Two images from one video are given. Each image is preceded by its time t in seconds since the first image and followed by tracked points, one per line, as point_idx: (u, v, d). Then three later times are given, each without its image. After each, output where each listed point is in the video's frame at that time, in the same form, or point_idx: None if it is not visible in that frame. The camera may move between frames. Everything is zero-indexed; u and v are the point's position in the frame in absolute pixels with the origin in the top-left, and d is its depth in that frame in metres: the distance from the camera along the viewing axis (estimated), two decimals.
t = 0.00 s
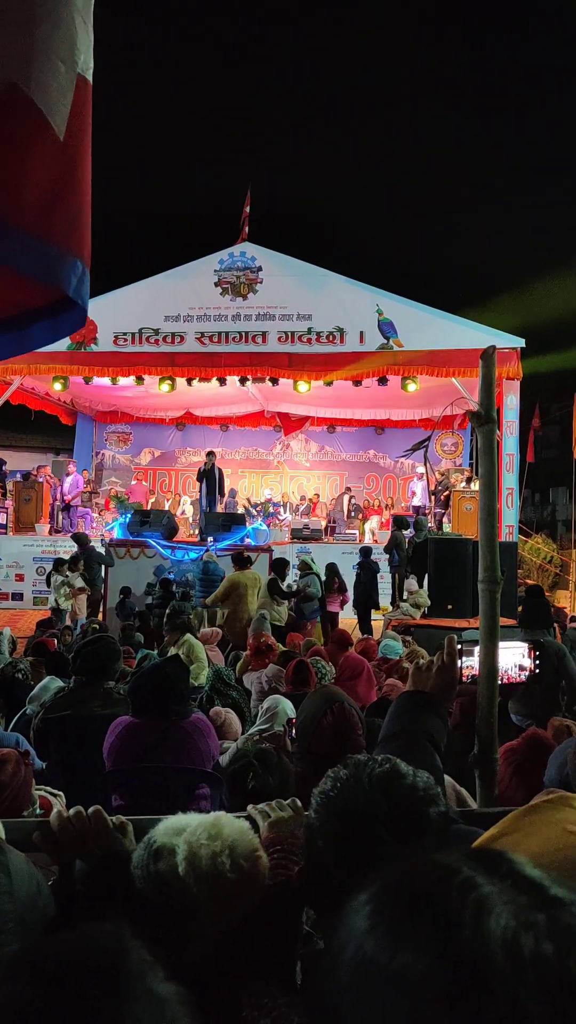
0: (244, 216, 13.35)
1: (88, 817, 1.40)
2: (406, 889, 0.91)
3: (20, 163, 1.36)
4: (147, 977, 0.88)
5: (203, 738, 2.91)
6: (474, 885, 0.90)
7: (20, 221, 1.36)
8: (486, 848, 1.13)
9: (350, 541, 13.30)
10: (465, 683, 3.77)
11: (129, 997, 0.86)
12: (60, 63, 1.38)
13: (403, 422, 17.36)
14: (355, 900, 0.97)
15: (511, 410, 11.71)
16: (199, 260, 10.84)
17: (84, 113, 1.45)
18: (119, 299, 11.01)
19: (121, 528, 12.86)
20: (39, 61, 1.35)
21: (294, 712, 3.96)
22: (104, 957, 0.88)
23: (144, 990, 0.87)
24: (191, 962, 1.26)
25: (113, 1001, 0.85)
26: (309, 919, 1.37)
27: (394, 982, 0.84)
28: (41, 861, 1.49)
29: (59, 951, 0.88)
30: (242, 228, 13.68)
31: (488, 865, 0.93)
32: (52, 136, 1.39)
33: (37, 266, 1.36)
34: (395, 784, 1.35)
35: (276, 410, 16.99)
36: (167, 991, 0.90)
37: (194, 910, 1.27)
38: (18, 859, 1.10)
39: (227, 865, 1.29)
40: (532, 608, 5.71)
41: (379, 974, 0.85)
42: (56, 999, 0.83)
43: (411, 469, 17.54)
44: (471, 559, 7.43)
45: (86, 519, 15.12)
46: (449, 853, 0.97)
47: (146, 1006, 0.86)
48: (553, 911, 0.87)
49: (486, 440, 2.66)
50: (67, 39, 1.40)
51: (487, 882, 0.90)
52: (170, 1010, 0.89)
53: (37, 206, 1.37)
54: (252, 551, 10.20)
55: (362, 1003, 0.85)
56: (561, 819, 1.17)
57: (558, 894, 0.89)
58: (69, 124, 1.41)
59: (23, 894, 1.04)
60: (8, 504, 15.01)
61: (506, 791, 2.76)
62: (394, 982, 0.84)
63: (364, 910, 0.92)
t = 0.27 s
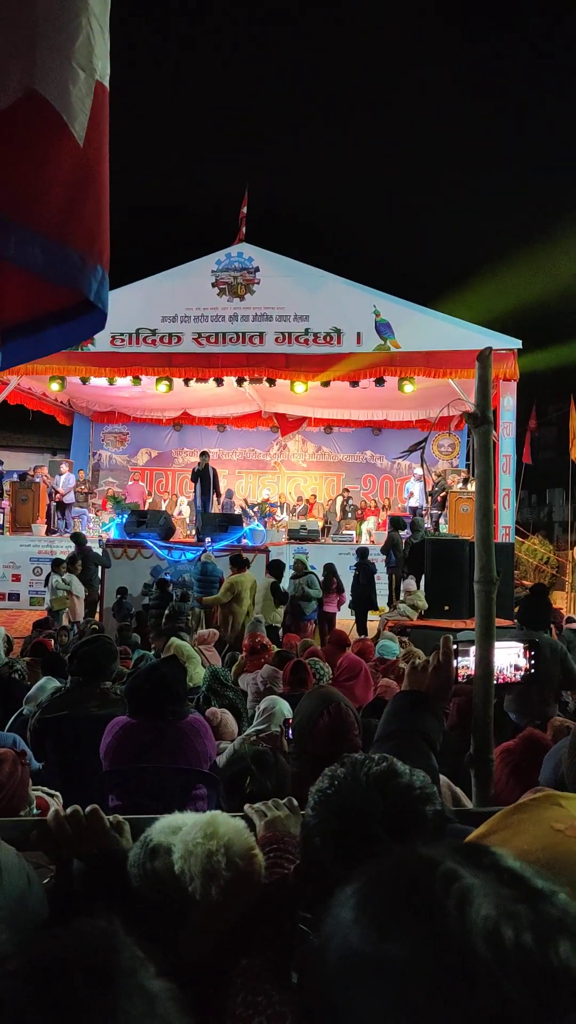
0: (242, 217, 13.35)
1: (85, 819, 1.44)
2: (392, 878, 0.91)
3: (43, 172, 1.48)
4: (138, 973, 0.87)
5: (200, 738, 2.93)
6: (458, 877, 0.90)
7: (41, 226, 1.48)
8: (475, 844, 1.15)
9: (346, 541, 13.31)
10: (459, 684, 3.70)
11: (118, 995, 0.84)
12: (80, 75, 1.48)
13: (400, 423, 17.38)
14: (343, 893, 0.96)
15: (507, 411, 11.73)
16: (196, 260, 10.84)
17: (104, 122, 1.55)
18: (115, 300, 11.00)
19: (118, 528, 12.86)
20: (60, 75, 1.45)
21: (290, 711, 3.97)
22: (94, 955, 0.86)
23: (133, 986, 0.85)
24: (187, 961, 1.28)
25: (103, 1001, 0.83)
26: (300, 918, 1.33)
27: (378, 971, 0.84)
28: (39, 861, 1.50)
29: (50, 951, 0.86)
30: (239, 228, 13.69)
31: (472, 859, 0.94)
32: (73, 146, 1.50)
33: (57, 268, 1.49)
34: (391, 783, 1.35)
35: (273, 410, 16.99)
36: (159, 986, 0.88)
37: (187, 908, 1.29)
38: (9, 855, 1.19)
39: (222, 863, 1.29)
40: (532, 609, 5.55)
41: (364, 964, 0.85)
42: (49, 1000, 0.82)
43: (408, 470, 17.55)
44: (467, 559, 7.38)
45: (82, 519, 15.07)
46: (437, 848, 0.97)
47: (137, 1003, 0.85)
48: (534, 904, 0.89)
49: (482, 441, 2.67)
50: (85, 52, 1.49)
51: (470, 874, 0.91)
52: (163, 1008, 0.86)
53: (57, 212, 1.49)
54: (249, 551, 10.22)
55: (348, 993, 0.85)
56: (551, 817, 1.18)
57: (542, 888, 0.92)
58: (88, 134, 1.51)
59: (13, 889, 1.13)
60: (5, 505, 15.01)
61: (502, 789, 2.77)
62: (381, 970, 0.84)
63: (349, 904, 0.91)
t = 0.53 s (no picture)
0: (241, 217, 13.36)
1: (85, 819, 1.44)
2: (384, 874, 0.84)
3: (56, 173, 1.46)
4: (132, 970, 0.83)
5: (199, 739, 2.93)
6: (449, 873, 0.84)
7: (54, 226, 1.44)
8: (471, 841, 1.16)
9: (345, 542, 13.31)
10: (459, 684, 3.73)
11: (113, 991, 0.80)
12: (90, 77, 1.49)
13: (399, 424, 17.41)
14: (333, 891, 0.90)
15: (506, 412, 11.75)
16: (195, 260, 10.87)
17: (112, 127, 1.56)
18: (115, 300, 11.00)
19: (117, 528, 12.86)
20: (71, 76, 1.46)
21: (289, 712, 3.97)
22: (88, 955, 0.81)
23: (130, 983, 0.81)
24: (185, 961, 1.27)
25: (97, 999, 0.78)
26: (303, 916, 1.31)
27: (373, 966, 0.77)
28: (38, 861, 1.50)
29: (42, 950, 0.81)
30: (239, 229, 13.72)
31: (464, 854, 0.88)
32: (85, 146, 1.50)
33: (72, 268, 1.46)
34: (391, 781, 1.35)
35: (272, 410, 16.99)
36: (153, 982, 0.84)
37: (185, 906, 1.30)
38: (7, 850, 1.27)
39: (222, 862, 1.28)
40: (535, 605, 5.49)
41: (356, 960, 0.79)
42: (41, 1003, 0.77)
43: (407, 470, 17.54)
44: (466, 560, 7.41)
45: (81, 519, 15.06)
46: (430, 843, 0.91)
47: (132, 1002, 0.80)
48: (528, 898, 0.83)
49: (482, 442, 2.67)
50: (94, 51, 1.50)
51: (462, 871, 0.84)
52: (159, 1005, 0.82)
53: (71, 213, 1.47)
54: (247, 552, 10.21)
55: (337, 994, 0.79)
56: (549, 815, 1.18)
57: (535, 884, 0.85)
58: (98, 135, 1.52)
59: (12, 883, 1.23)
60: (4, 505, 15.02)
61: (502, 790, 2.78)
62: (376, 963, 0.77)
63: (342, 900, 0.84)
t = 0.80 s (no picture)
0: (242, 217, 13.35)
1: (86, 821, 1.45)
2: (384, 873, 0.84)
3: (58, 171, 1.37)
4: (127, 969, 0.82)
5: (198, 739, 2.92)
6: (448, 872, 0.83)
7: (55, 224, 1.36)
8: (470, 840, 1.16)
9: (345, 542, 13.29)
10: (460, 685, 3.74)
11: (108, 990, 0.79)
12: (93, 72, 1.42)
13: (399, 424, 17.39)
14: (331, 891, 0.89)
15: (506, 413, 11.74)
16: (196, 261, 10.90)
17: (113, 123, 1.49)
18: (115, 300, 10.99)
19: (116, 528, 12.85)
20: (75, 71, 1.38)
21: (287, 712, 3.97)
22: (83, 955, 0.81)
23: (125, 982, 0.81)
24: (184, 960, 1.26)
25: (91, 996, 0.78)
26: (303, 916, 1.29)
27: (373, 964, 0.76)
28: (36, 863, 1.50)
29: (40, 951, 0.80)
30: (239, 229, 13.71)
31: (463, 853, 0.87)
32: (87, 142, 1.42)
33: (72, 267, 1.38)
34: (390, 778, 1.34)
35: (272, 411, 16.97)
36: (149, 982, 0.84)
37: (184, 906, 1.30)
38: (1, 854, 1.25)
39: (222, 861, 1.28)
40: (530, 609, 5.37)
41: (357, 956, 0.78)
42: (36, 1004, 0.75)
43: (406, 471, 17.52)
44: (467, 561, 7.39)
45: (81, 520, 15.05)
46: (428, 842, 0.91)
47: (126, 1001, 0.79)
48: (527, 897, 0.82)
49: (483, 444, 2.67)
50: (96, 47, 1.43)
51: (461, 869, 0.84)
52: (155, 1005, 0.82)
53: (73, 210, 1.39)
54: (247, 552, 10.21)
55: (335, 993, 0.78)
56: (549, 813, 1.18)
57: (533, 881, 0.84)
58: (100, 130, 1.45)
59: (5, 888, 1.21)
60: (4, 505, 15.01)
61: (502, 790, 2.78)
62: (374, 960, 0.76)
63: (341, 899, 0.83)
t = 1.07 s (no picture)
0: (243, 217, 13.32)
1: (87, 821, 1.44)
2: (388, 875, 0.84)
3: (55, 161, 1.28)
4: (127, 969, 0.82)
5: (198, 739, 2.91)
6: (454, 874, 0.82)
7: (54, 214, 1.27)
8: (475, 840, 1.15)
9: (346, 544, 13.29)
10: (461, 685, 3.74)
11: (107, 990, 0.78)
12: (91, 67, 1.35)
13: (399, 425, 17.37)
14: (335, 893, 0.89)
15: (507, 415, 11.73)
16: (197, 262, 10.90)
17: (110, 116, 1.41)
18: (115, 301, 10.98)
19: (116, 528, 12.85)
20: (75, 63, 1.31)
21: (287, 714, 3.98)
22: (83, 954, 0.80)
23: (125, 982, 0.80)
24: (183, 964, 1.26)
25: (91, 997, 0.77)
26: (307, 917, 1.30)
27: (379, 968, 0.75)
28: (34, 865, 1.49)
29: (40, 951, 0.79)
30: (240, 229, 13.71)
31: (470, 855, 0.87)
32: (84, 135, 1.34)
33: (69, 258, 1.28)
34: (395, 776, 1.32)
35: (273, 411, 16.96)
36: (150, 983, 0.83)
37: (186, 907, 1.30)
38: None
39: (224, 862, 1.27)
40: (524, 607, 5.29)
41: (362, 960, 0.77)
42: (39, 1004, 0.74)
43: (407, 473, 17.50)
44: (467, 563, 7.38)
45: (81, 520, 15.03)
46: (433, 844, 0.91)
47: (126, 999, 0.79)
48: (533, 898, 0.81)
49: (485, 444, 2.66)
50: (93, 41, 1.37)
51: (467, 870, 0.83)
52: (155, 1005, 0.82)
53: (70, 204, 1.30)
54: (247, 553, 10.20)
55: (339, 997, 0.77)
56: (553, 816, 1.17)
57: (538, 883, 0.84)
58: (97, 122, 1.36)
59: (4, 888, 1.20)
60: (4, 504, 15.00)
61: (504, 791, 2.77)
62: (380, 963, 0.76)
63: (345, 903, 0.83)
